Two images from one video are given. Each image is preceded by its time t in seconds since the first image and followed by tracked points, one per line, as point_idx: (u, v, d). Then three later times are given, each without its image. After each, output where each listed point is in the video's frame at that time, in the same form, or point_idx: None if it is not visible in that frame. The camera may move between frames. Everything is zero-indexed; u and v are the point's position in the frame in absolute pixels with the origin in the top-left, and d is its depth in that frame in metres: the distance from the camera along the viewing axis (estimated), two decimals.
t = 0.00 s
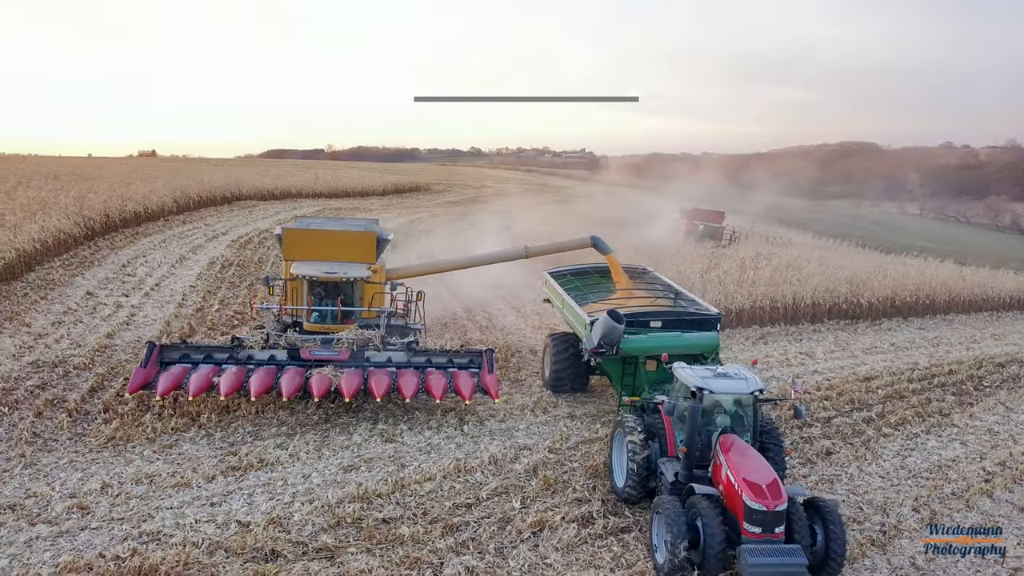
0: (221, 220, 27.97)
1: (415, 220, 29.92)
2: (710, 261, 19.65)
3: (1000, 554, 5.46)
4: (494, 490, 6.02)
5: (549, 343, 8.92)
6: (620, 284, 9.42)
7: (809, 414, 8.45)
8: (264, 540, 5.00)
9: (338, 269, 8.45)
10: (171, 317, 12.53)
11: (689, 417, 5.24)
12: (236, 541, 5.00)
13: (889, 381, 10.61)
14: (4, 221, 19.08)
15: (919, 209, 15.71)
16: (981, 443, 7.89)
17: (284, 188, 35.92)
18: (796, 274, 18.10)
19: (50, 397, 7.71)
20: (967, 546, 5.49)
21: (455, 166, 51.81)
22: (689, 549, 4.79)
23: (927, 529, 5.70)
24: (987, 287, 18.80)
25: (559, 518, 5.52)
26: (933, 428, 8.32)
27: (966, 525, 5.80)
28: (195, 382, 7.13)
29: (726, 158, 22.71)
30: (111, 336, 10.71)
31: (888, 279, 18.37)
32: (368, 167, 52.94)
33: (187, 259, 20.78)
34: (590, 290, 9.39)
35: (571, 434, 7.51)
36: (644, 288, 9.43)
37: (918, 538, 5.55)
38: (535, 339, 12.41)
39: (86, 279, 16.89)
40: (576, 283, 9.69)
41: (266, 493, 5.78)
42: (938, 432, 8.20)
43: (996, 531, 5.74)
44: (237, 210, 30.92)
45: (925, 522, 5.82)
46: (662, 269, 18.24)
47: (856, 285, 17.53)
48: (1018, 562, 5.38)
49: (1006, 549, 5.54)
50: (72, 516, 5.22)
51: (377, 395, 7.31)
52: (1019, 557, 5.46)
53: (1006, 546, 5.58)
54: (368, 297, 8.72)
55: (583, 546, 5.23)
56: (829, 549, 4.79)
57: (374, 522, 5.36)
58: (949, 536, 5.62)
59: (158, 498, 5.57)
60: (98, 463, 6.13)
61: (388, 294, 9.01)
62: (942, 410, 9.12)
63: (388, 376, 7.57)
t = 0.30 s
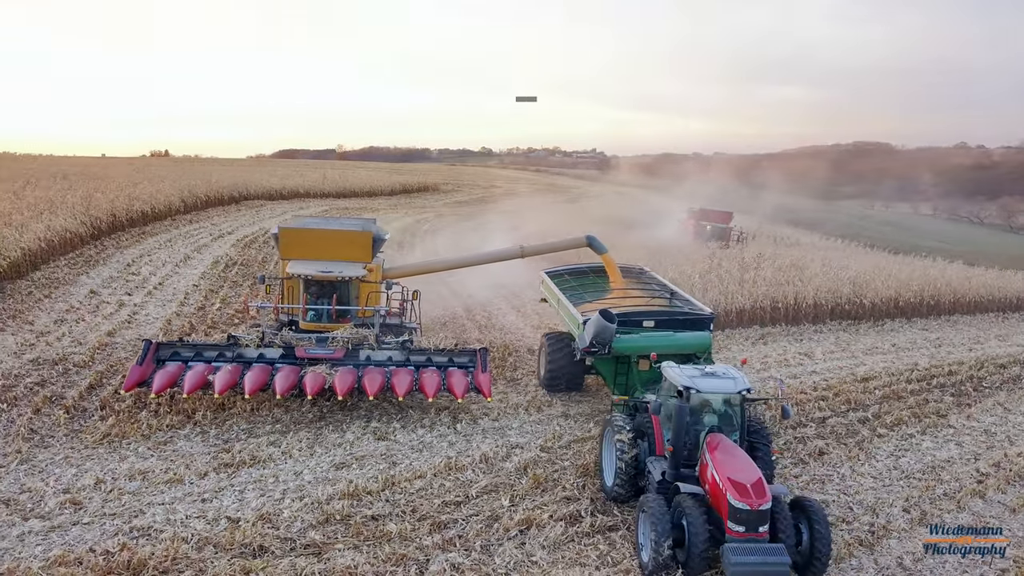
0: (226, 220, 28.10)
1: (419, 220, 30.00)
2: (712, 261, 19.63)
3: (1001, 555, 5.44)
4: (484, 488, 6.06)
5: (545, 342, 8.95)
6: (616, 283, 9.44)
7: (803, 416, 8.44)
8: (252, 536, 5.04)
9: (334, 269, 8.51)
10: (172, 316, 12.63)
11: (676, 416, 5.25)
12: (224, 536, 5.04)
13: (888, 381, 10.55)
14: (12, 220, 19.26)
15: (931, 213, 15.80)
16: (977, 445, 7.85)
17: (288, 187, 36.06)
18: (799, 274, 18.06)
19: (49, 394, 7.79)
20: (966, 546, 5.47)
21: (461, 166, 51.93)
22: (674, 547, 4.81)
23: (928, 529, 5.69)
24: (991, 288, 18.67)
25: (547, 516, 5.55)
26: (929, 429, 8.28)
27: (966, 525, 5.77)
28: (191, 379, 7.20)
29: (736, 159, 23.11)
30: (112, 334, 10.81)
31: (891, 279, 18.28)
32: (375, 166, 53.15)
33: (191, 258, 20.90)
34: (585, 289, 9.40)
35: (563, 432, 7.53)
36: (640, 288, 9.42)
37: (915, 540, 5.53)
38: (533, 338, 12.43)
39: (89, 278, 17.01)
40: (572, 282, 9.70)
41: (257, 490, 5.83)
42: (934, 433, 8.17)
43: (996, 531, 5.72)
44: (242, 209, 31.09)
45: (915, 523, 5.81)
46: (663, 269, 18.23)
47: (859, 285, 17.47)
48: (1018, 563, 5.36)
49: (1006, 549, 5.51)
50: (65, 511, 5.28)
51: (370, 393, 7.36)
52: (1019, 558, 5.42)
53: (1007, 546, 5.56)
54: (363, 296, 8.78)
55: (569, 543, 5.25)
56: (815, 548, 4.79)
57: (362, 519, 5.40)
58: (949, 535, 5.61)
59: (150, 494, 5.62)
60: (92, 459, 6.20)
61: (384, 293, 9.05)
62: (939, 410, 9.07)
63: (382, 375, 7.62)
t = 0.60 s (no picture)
0: (234, 220, 28.30)
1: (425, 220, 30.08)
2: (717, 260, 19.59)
3: (1000, 554, 5.45)
4: (476, 486, 6.09)
5: (543, 341, 8.97)
6: (614, 283, 9.44)
7: (800, 416, 8.42)
8: (244, 531, 5.10)
9: (332, 268, 8.57)
10: (177, 314, 12.75)
11: (665, 415, 5.27)
12: (217, 531, 5.10)
13: (888, 382, 10.50)
14: (23, 218, 19.49)
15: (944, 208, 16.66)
16: (976, 446, 7.81)
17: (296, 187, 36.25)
18: (803, 274, 17.99)
19: (50, 391, 7.89)
20: (967, 546, 5.48)
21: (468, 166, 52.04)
22: (660, 545, 4.83)
23: (927, 529, 5.70)
24: (999, 288, 18.52)
25: (537, 515, 5.57)
26: (927, 430, 8.24)
27: (966, 525, 5.78)
28: (189, 377, 7.27)
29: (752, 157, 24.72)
30: (116, 332, 10.93)
31: (897, 280, 18.16)
32: (384, 166, 53.39)
33: (198, 257, 21.06)
34: (583, 288, 9.40)
35: (559, 431, 7.54)
36: (639, 288, 9.43)
37: (912, 539, 5.54)
38: (534, 338, 12.46)
39: (98, 276, 17.20)
40: (570, 281, 9.71)
41: (252, 486, 5.89)
42: (933, 434, 8.12)
43: (995, 531, 5.72)
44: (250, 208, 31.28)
45: (907, 523, 5.80)
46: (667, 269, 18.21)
47: (864, 286, 17.37)
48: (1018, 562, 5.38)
49: (1006, 549, 5.51)
50: (60, 506, 5.36)
51: (366, 392, 7.40)
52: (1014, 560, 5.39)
53: (1006, 546, 5.57)
54: (362, 295, 8.83)
55: (558, 542, 5.27)
56: (802, 548, 4.80)
57: (354, 516, 5.45)
58: (949, 535, 5.62)
59: (146, 490, 5.69)
60: (90, 455, 6.28)
61: (383, 292, 9.11)
62: (939, 411, 9.03)
63: (378, 373, 7.68)
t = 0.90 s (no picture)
0: (250, 219, 28.62)
1: (438, 220, 30.18)
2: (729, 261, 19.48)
3: (1000, 555, 5.41)
4: (473, 484, 6.13)
5: (546, 341, 8.98)
6: (617, 283, 9.43)
7: (804, 418, 8.36)
8: (241, 526, 5.17)
9: (336, 267, 8.65)
10: (188, 312, 12.93)
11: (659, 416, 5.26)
12: (215, 526, 5.19)
13: (897, 384, 10.37)
14: (42, 217, 19.84)
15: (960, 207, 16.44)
16: (982, 449, 7.71)
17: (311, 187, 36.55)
18: (816, 276, 17.82)
19: (60, 386, 8.05)
20: (964, 548, 5.41)
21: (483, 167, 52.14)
22: (652, 544, 4.85)
23: (927, 529, 5.67)
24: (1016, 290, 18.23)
25: (532, 513, 5.60)
26: (933, 433, 8.15)
27: (966, 525, 5.74)
28: (194, 374, 7.39)
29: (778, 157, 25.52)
30: (127, 330, 11.11)
31: (912, 281, 17.93)
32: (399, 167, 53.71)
33: (213, 257, 21.32)
34: (586, 288, 9.39)
35: (559, 431, 7.55)
36: (643, 288, 9.42)
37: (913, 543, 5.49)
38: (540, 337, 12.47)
39: (114, 274, 17.48)
40: (575, 281, 9.71)
41: (251, 481, 5.97)
42: (938, 437, 8.03)
43: (995, 531, 5.68)
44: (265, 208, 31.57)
45: (905, 526, 5.75)
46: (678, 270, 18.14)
47: (878, 288, 17.16)
48: (1017, 563, 5.34)
49: (1005, 551, 5.44)
50: (64, 499, 5.47)
51: (367, 389, 7.46)
52: (1014, 564, 5.31)
53: (1006, 546, 5.53)
54: (367, 294, 8.89)
55: (551, 540, 5.29)
56: (794, 549, 4.79)
57: (350, 512, 5.51)
58: (949, 536, 5.59)
59: (147, 484, 5.80)
60: (96, 450, 6.40)
61: (388, 292, 9.17)
62: (946, 414, 8.93)
63: (380, 372, 7.74)
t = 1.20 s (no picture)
0: (265, 219, 28.89)
1: (449, 220, 30.26)
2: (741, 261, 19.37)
3: (1001, 555, 5.40)
4: (472, 482, 6.16)
5: (549, 341, 8.98)
6: (622, 283, 9.42)
7: (808, 419, 8.32)
8: (239, 521, 5.24)
9: (341, 266, 8.71)
10: (199, 310, 13.10)
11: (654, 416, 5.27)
12: (215, 521, 5.26)
13: (905, 386, 10.27)
14: (60, 216, 20.19)
15: (976, 207, 16.26)
16: (989, 452, 7.63)
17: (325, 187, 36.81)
18: (828, 276, 17.65)
19: (70, 382, 8.20)
20: (966, 548, 5.39)
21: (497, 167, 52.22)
22: (645, 544, 4.86)
23: (927, 530, 5.66)
24: None
25: (528, 511, 5.62)
26: (940, 435, 8.09)
27: (967, 526, 5.72)
28: (199, 371, 7.50)
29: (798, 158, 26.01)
30: (139, 327, 11.28)
31: (926, 282, 17.72)
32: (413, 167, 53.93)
33: (227, 255, 21.56)
34: (590, 288, 9.37)
35: (560, 430, 7.55)
36: (647, 288, 9.40)
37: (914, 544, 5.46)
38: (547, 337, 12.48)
39: (129, 273, 17.74)
40: (580, 280, 9.69)
41: (253, 477, 6.05)
42: (945, 440, 7.96)
43: (996, 532, 5.66)
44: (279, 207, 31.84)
45: (905, 528, 5.71)
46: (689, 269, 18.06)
47: (892, 289, 16.97)
48: (1019, 564, 5.32)
49: (1006, 551, 5.41)
50: (68, 492, 5.59)
51: (369, 387, 7.51)
52: (1012, 568, 5.27)
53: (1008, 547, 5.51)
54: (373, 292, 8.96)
55: (546, 538, 5.30)
56: (788, 550, 4.78)
57: (348, 508, 5.57)
58: (950, 536, 5.57)
59: (150, 479, 5.90)
60: (102, 445, 6.53)
61: (392, 291, 9.22)
62: (954, 417, 8.84)
63: (383, 370, 7.80)
